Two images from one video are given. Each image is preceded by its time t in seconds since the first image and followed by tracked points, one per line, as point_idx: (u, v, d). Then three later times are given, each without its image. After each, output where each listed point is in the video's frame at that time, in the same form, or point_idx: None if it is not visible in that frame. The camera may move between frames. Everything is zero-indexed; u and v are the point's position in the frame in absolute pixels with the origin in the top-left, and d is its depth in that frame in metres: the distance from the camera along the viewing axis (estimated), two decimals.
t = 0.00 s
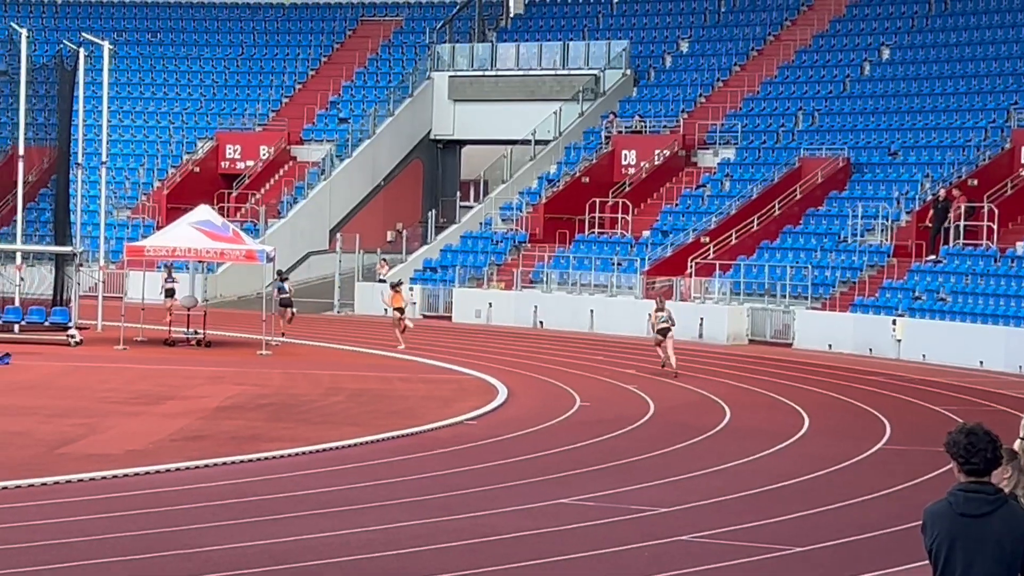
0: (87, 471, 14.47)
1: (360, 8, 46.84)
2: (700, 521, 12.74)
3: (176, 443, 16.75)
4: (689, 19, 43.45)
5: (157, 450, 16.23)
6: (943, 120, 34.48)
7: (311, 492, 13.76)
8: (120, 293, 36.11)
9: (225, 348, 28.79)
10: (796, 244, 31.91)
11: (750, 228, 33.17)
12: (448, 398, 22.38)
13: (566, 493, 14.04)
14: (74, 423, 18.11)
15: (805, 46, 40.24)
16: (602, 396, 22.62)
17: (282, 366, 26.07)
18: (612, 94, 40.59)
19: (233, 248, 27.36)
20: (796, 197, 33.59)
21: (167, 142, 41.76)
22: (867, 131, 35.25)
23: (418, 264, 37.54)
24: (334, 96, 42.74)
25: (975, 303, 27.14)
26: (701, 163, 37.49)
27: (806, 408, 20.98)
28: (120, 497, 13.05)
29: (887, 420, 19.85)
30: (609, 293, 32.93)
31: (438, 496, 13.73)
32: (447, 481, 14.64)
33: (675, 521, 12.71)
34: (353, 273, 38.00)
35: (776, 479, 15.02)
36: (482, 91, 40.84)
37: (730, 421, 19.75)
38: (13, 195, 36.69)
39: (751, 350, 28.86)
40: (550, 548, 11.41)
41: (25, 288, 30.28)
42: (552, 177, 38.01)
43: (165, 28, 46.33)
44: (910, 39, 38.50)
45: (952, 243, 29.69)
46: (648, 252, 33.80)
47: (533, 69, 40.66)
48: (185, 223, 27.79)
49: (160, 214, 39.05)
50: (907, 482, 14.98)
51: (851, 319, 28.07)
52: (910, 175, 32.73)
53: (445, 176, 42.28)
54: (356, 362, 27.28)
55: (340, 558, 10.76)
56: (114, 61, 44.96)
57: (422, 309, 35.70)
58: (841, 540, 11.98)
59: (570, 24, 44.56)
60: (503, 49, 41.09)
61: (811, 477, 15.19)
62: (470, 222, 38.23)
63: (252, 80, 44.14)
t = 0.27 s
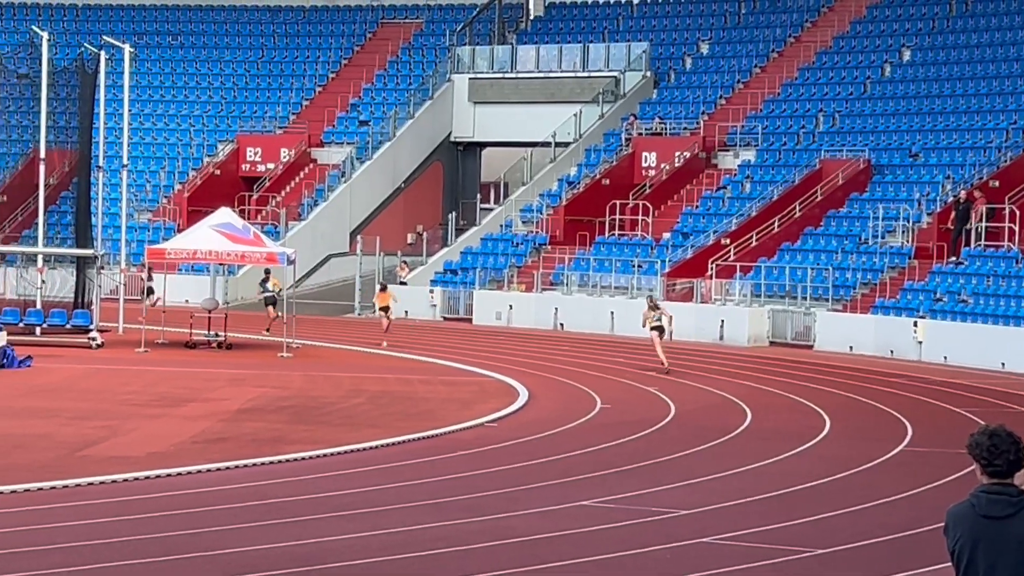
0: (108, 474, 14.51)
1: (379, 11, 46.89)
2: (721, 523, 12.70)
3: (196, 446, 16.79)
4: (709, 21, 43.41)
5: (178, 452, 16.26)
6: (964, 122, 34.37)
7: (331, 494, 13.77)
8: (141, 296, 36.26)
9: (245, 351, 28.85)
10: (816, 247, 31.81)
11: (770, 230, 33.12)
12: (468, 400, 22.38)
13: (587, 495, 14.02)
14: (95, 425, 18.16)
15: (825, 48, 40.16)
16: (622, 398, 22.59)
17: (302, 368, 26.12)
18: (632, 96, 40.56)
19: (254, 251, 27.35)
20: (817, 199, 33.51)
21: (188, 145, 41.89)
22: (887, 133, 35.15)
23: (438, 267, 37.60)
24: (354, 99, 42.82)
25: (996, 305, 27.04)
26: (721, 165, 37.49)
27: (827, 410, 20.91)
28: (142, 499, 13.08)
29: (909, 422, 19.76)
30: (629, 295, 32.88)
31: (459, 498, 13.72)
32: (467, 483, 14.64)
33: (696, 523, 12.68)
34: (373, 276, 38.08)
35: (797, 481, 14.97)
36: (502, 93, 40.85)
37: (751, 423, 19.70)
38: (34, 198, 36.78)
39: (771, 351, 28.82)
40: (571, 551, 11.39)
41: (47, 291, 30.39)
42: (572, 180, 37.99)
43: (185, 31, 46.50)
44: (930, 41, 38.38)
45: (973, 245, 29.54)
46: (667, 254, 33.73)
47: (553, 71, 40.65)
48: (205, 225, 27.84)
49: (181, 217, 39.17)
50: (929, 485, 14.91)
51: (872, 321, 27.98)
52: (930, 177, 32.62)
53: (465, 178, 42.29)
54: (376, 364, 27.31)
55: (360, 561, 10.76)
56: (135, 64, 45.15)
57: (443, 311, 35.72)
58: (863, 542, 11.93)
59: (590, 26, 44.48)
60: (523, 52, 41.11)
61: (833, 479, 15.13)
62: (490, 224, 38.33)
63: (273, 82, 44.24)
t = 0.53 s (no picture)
0: (132, 476, 14.56)
1: (401, 14, 46.90)
2: (744, 526, 12.67)
3: (220, 449, 16.83)
4: (731, 23, 43.33)
5: (202, 455, 16.31)
6: (988, 123, 34.23)
7: (354, 496, 13.79)
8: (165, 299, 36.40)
9: (269, 353, 28.91)
10: (840, 248, 31.69)
11: (793, 232, 33.06)
12: (491, 403, 22.38)
13: (610, 498, 14.00)
14: (119, 428, 18.22)
15: (848, 49, 40.04)
16: (645, 401, 22.56)
17: (325, 371, 26.16)
18: (654, 98, 40.49)
19: (277, 253, 27.46)
20: (840, 201, 33.46)
21: (211, 148, 42.00)
22: (910, 134, 35.02)
23: (461, 269, 37.74)
24: (376, 101, 42.87)
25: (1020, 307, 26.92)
26: (744, 167, 37.46)
27: (851, 412, 20.84)
28: (165, 502, 13.11)
29: (933, 424, 19.68)
30: (652, 297, 32.82)
31: (482, 500, 13.71)
32: (490, 485, 14.64)
33: (719, 525, 12.65)
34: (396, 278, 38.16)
35: (820, 484, 14.92)
36: (524, 95, 40.86)
37: (775, 425, 19.64)
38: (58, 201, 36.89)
39: (794, 353, 28.73)
40: (594, 553, 11.37)
41: (70, 294, 30.50)
42: (594, 181, 37.93)
43: (208, 34, 46.65)
44: (954, 42, 38.22)
45: (997, 246, 29.39)
46: (690, 256, 33.64)
47: (575, 73, 40.62)
48: (229, 228, 27.91)
49: (204, 220, 39.30)
50: (953, 487, 14.84)
51: (896, 323, 27.87)
52: (954, 179, 32.49)
53: (488, 180, 42.23)
54: (399, 367, 27.34)
55: (383, 563, 10.77)
56: (158, 67, 45.32)
57: (466, 313, 35.58)
58: (887, 545, 11.88)
59: (612, 28, 44.34)
60: (545, 54, 41.10)
61: (857, 481, 15.08)
62: (512, 227, 38.37)
63: (295, 86, 44.34)
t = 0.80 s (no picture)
0: (158, 478, 14.60)
1: (427, 15, 46.88)
2: (770, 527, 12.62)
3: (246, 450, 16.87)
4: (757, 23, 43.22)
5: (228, 456, 16.35)
6: (1015, 123, 34.08)
7: (379, 498, 13.79)
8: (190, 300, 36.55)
9: (294, 355, 28.99)
10: (866, 249, 31.54)
11: (819, 233, 32.94)
12: (516, 404, 22.38)
13: (636, 499, 13.97)
14: (145, 429, 18.28)
15: (874, 49, 39.89)
16: (671, 402, 22.52)
17: (351, 372, 26.20)
18: (680, 98, 40.39)
19: (302, 255, 27.57)
20: (866, 202, 33.35)
21: (237, 149, 42.13)
22: (936, 134, 34.90)
23: (486, 270, 37.72)
24: (402, 102, 42.93)
25: None
26: (770, 167, 37.39)
27: (877, 413, 20.74)
28: (191, 503, 13.15)
29: (959, 425, 19.58)
30: (677, 298, 32.82)
31: (507, 502, 13.70)
32: (515, 486, 14.63)
33: (744, 526, 12.61)
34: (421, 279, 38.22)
35: (846, 485, 14.86)
36: (549, 96, 40.83)
37: (801, 426, 19.58)
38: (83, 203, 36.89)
39: (820, 354, 28.67)
40: (619, 554, 11.35)
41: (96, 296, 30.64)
42: (620, 182, 37.86)
43: (234, 36, 46.79)
44: (980, 42, 38.04)
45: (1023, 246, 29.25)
46: (716, 257, 33.57)
47: (600, 74, 40.59)
48: (254, 229, 27.99)
49: (230, 221, 39.45)
50: (980, 488, 14.76)
51: (921, 324, 27.76)
52: (980, 179, 32.36)
53: (514, 181, 42.17)
54: (424, 368, 27.37)
55: (408, 564, 10.76)
56: (184, 69, 45.47)
57: (491, 314, 35.57)
58: (913, 546, 11.83)
59: (638, 29, 44.21)
60: (571, 55, 41.09)
61: (884, 482, 15.01)
62: (538, 228, 38.36)
63: (321, 87, 44.42)
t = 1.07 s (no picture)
0: (188, 480, 14.67)
1: (454, 17, 46.90)
2: (799, 528, 12.61)
3: (274, 452, 16.93)
4: (783, 24, 43.13)
5: (256, 458, 16.40)
6: None
7: (408, 499, 13.83)
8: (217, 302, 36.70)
9: (322, 357, 29.06)
10: (893, 249, 31.41)
11: (846, 234, 32.82)
12: (544, 405, 22.38)
13: (664, 500, 13.97)
14: (174, 432, 18.36)
15: (901, 50, 39.76)
16: (698, 403, 22.48)
17: (378, 374, 26.25)
18: (706, 100, 40.32)
19: (330, 257, 27.64)
20: (893, 202, 33.25)
21: (264, 152, 42.26)
22: (963, 135, 34.78)
23: (513, 272, 37.64)
24: (428, 104, 42.99)
25: None
26: (797, 168, 37.30)
27: (905, 415, 20.65)
28: (221, 505, 13.20)
29: (988, 426, 19.49)
30: (702, 300, 32.70)
31: (535, 503, 13.72)
32: (543, 488, 14.64)
33: (774, 528, 12.59)
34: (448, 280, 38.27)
35: (875, 486, 14.82)
36: (575, 97, 40.83)
37: (829, 428, 19.51)
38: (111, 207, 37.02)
39: (847, 356, 28.59)
40: (648, 555, 11.35)
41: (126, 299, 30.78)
42: (647, 184, 37.81)
43: (261, 39, 46.95)
44: (1008, 42, 37.86)
45: None
46: (743, 258, 33.52)
47: (626, 76, 40.56)
48: (282, 232, 28.02)
49: (257, 224, 39.59)
50: (1010, 489, 14.70)
51: (949, 325, 27.64)
52: (1008, 179, 32.22)
53: (540, 182, 42.05)
54: (451, 370, 27.40)
55: (438, 565, 10.78)
56: (211, 72, 45.66)
57: (518, 316, 35.57)
58: (942, 547, 11.79)
59: (664, 30, 44.13)
60: (597, 56, 41.08)
61: (912, 484, 14.97)
62: (564, 230, 38.22)
63: (348, 89, 44.51)
